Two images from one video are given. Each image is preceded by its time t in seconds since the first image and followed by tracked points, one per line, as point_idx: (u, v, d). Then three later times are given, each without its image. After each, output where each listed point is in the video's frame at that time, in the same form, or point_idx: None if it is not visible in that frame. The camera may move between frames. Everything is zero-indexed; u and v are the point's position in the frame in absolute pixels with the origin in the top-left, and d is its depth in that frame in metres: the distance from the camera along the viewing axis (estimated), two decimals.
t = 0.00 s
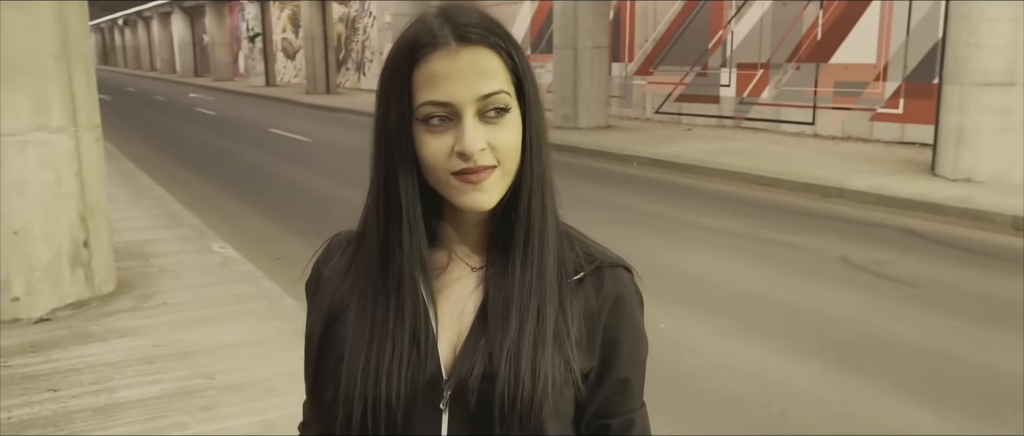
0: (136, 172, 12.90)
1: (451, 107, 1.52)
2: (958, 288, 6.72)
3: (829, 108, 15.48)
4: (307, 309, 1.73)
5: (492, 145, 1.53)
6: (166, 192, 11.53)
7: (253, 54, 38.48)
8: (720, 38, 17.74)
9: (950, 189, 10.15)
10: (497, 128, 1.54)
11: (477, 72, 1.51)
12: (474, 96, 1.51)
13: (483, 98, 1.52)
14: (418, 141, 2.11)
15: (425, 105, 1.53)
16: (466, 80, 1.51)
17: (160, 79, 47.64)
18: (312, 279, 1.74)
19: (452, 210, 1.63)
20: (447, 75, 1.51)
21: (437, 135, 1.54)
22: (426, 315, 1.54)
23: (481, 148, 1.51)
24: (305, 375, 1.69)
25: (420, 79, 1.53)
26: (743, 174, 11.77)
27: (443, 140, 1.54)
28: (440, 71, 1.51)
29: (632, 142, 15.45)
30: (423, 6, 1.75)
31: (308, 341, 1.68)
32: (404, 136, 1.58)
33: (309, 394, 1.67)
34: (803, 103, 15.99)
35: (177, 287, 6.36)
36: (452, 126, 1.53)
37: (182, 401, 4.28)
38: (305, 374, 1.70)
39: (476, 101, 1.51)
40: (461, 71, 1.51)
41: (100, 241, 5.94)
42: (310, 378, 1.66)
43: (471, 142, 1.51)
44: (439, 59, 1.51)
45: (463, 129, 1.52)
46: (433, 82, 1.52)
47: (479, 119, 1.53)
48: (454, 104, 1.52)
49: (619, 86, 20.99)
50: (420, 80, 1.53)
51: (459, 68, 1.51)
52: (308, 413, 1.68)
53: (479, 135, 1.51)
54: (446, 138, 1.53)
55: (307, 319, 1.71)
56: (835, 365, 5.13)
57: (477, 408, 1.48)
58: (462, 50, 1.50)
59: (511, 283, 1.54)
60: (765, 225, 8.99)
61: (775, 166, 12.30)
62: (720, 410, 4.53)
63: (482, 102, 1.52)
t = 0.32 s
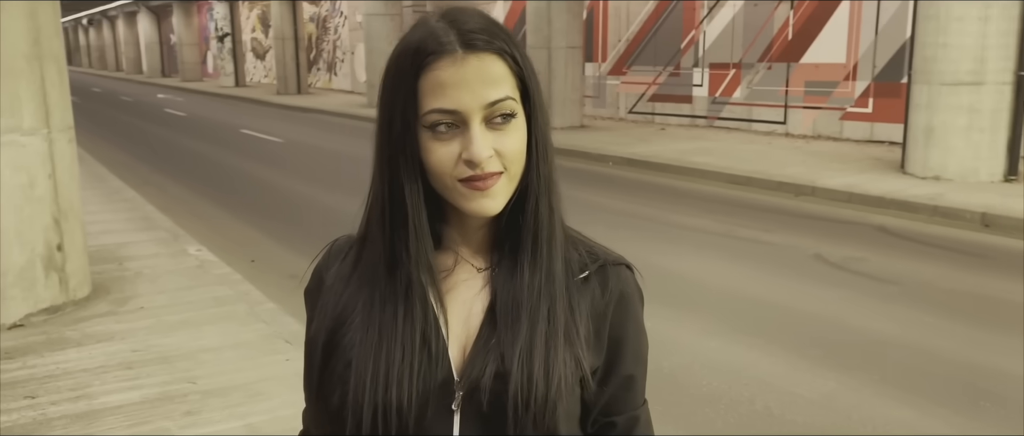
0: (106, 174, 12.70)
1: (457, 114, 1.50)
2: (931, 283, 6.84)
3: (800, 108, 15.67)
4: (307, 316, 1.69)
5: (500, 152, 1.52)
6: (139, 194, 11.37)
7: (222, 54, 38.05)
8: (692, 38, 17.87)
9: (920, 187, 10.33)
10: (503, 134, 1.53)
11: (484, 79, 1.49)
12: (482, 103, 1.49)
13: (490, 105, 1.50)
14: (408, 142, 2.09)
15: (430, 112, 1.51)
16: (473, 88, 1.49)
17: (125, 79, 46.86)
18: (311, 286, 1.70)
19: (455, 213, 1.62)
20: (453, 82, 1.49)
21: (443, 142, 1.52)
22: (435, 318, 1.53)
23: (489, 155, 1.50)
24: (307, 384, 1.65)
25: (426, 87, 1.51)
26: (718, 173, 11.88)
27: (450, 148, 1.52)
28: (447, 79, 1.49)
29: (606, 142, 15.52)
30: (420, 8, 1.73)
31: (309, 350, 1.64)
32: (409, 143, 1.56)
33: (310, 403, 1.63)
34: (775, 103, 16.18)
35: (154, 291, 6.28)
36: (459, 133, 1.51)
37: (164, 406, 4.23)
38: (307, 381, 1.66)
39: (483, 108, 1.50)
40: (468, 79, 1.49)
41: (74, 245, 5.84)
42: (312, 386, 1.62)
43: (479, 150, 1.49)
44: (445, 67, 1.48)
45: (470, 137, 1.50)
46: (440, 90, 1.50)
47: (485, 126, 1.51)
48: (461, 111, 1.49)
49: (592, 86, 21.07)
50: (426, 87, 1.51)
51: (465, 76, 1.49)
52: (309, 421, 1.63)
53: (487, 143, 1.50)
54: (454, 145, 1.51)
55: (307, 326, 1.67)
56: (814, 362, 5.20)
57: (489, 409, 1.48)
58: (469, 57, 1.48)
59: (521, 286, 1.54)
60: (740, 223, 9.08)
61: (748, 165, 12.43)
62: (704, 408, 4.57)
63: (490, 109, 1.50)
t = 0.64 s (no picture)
0: (78, 176, 12.50)
1: (465, 115, 1.50)
2: (906, 280, 6.96)
3: (775, 107, 15.84)
4: (309, 320, 1.66)
5: (507, 152, 1.52)
6: (113, 197, 11.21)
7: (194, 54, 37.64)
8: (668, 38, 17.99)
9: (894, 185, 10.48)
10: (510, 134, 1.53)
11: (492, 80, 1.49)
12: (489, 104, 1.49)
13: (497, 106, 1.50)
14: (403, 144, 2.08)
15: (439, 113, 1.51)
16: (480, 89, 1.49)
17: (94, 80, 46.15)
18: (314, 289, 1.68)
19: (461, 213, 1.61)
20: (462, 83, 1.49)
21: (451, 142, 1.52)
22: (445, 319, 1.53)
23: (497, 156, 1.50)
24: (314, 387, 1.63)
25: (434, 88, 1.50)
26: (695, 172, 11.97)
27: (457, 148, 1.52)
28: (456, 80, 1.49)
29: (584, 142, 15.57)
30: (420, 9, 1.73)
31: (316, 352, 1.62)
32: (415, 144, 1.55)
33: (318, 407, 1.62)
34: (750, 103, 16.33)
35: (133, 294, 6.20)
36: (467, 134, 1.51)
37: (148, 411, 4.19)
38: (313, 385, 1.64)
39: (491, 108, 1.50)
40: (475, 80, 1.49)
41: (51, 248, 5.75)
42: (320, 390, 1.61)
43: (487, 151, 1.49)
44: (453, 68, 1.48)
45: (478, 137, 1.50)
46: (448, 91, 1.49)
47: (493, 126, 1.51)
48: (469, 112, 1.49)
49: (569, 86, 21.11)
50: (433, 89, 1.50)
51: (472, 77, 1.49)
52: (316, 426, 1.61)
53: (494, 143, 1.50)
54: (461, 146, 1.51)
55: (311, 329, 1.65)
56: (797, 358, 5.26)
57: (503, 408, 1.48)
58: (476, 58, 1.48)
59: (530, 285, 1.55)
60: (718, 222, 9.15)
61: (725, 164, 12.54)
62: (689, 405, 4.61)
63: (497, 110, 1.51)
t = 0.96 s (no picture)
0: (45, 179, 12.27)
1: (472, 118, 1.49)
2: (879, 276, 7.07)
3: (747, 107, 16.01)
4: (312, 324, 1.64)
5: (513, 154, 1.52)
6: (82, 199, 11.01)
7: (161, 54, 37.15)
8: (640, 38, 18.09)
9: (865, 183, 10.64)
10: (516, 137, 1.53)
11: (500, 82, 1.48)
12: (497, 106, 1.49)
13: (504, 108, 1.49)
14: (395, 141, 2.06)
15: (445, 115, 1.50)
16: (488, 91, 1.48)
17: (57, 80, 45.32)
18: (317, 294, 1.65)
19: (466, 215, 1.61)
20: (468, 86, 1.48)
21: (458, 144, 1.51)
22: (456, 320, 1.53)
23: (503, 158, 1.50)
24: (321, 390, 1.61)
25: (440, 90, 1.49)
26: (670, 171, 12.07)
27: (464, 151, 1.51)
28: (463, 83, 1.48)
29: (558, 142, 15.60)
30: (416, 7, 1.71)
31: (322, 356, 1.60)
32: (421, 147, 1.53)
33: (326, 410, 1.61)
34: (722, 102, 16.48)
35: (108, 298, 6.10)
36: (474, 136, 1.50)
37: (129, 416, 4.13)
38: (319, 388, 1.62)
39: (498, 111, 1.49)
40: (482, 82, 1.48)
41: (23, 252, 5.64)
42: (328, 395, 1.59)
43: (494, 153, 1.49)
44: (460, 71, 1.47)
45: (485, 140, 1.49)
46: (455, 94, 1.48)
47: (500, 128, 1.51)
48: (476, 114, 1.48)
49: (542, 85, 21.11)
50: (440, 91, 1.49)
51: (479, 80, 1.48)
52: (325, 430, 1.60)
53: (501, 146, 1.50)
54: (468, 148, 1.51)
55: (314, 334, 1.63)
56: (777, 354, 5.32)
57: (516, 408, 1.50)
58: (483, 60, 1.47)
59: (539, 285, 1.55)
60: (694, 221, 9.22)
61: (699, 163, 12.64)
62: (674, 402, 4.64)
63: (504, 113, 1.50)
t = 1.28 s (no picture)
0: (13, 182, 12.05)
1: (472, 119, 1.49)
2: (854, 273, 7.17)
3: (720, 107, 16.16)
4: (310, 328, 1.62)
5: (513, 155, 1.52)
6: (52, 202, 10.83)
7: (130, 55, 36.63)
8: (615, 39, 18.16)
9: (838, 181, 10.78)
10: (515, 137, 1.53)
11: (498, 84, 1.48)
12: (496, 108, 1.49)
13: (503, 110, 1.50)
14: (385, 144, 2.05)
15: (445, 117, 1.49)
16: (486, 93, 1.48)
17: (22, 81, 44.52)
18: (314, 298, 1.63)
19: (463, 216, 1.61)
20: (468, 88, 1.48)
21: (457, 146, 1.51)
22: (457, 321, 1.53)
23: (503, 160, 1.50)
24: (321, 393, 1.60)
25: (439, 93, 1.49)
26: (646, 171, 12.15)
27: (464, 152, 1.51)
28: (462, 85, 1.47)
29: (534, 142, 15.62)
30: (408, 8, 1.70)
31: (322, 360, 1.59)
32: (420, 149, 1.53)
33: (327, 413, 1.60)
34: (696, 102, 16.62)
35: (83, 301, 6.01)
36: (473, 138, 1.50)
37: (107, 421, 4.07)
38: (318, 393, 1.61)
39: (498, 112, 1.49)
40: (482, 84, 1.48)
41: None
42: (329, 398, 1.58)
43: (494, 155, 1.49)
44: (460, 73, 1.47)
45: (485, 141, 1.50)
46: (454, 96, 1.48)
47: (498, 130, 1.51)
48: (476, 116, 1.49)
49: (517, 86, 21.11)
50: (438, 93, 1.49)
51: (479, 81, 1.48)
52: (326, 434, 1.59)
53: (501, 147, 1.50)
54: (467, 150, 1.51)
55: (312, 337, 1.61)
56: (756, 351, 5.37)
57: (519, 406, 1.51)
58: (482, 62, 1.47)
59: (538, 284, 1.56)
60: (672, 220, 9.29)
61: (674, 163, 12.73)
62: (657, 400, 4.67)
63: (503, 114, 1.50)
